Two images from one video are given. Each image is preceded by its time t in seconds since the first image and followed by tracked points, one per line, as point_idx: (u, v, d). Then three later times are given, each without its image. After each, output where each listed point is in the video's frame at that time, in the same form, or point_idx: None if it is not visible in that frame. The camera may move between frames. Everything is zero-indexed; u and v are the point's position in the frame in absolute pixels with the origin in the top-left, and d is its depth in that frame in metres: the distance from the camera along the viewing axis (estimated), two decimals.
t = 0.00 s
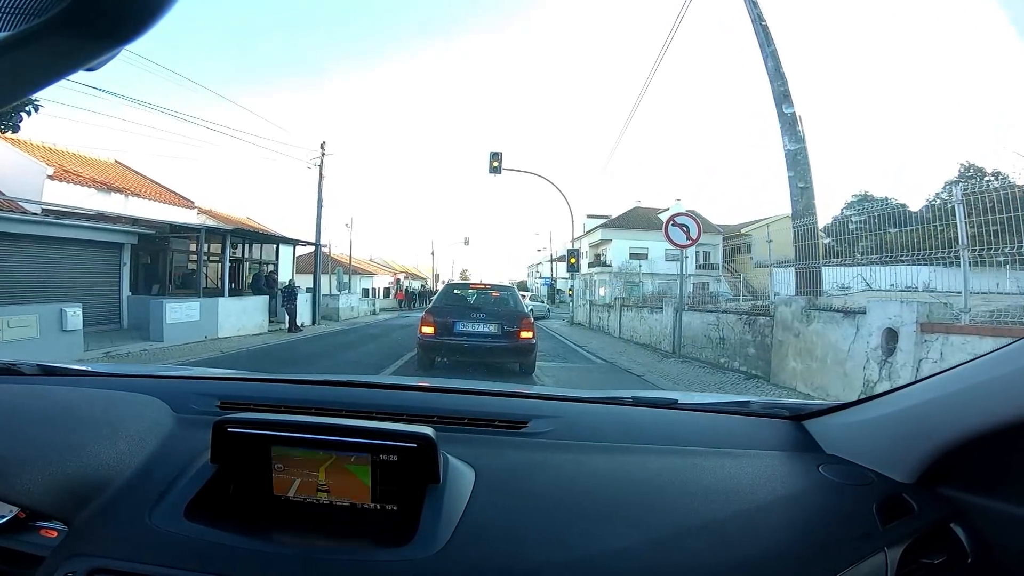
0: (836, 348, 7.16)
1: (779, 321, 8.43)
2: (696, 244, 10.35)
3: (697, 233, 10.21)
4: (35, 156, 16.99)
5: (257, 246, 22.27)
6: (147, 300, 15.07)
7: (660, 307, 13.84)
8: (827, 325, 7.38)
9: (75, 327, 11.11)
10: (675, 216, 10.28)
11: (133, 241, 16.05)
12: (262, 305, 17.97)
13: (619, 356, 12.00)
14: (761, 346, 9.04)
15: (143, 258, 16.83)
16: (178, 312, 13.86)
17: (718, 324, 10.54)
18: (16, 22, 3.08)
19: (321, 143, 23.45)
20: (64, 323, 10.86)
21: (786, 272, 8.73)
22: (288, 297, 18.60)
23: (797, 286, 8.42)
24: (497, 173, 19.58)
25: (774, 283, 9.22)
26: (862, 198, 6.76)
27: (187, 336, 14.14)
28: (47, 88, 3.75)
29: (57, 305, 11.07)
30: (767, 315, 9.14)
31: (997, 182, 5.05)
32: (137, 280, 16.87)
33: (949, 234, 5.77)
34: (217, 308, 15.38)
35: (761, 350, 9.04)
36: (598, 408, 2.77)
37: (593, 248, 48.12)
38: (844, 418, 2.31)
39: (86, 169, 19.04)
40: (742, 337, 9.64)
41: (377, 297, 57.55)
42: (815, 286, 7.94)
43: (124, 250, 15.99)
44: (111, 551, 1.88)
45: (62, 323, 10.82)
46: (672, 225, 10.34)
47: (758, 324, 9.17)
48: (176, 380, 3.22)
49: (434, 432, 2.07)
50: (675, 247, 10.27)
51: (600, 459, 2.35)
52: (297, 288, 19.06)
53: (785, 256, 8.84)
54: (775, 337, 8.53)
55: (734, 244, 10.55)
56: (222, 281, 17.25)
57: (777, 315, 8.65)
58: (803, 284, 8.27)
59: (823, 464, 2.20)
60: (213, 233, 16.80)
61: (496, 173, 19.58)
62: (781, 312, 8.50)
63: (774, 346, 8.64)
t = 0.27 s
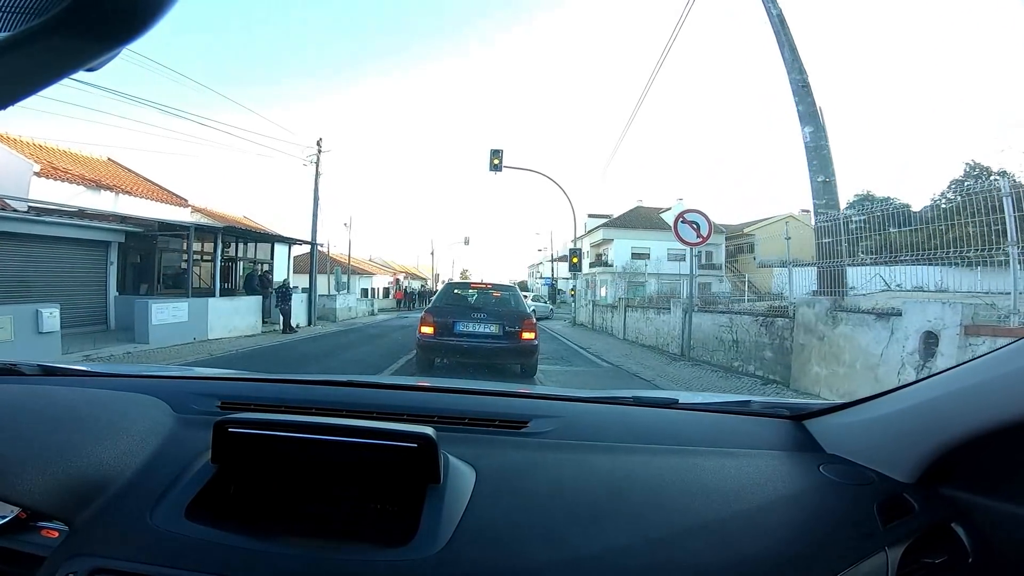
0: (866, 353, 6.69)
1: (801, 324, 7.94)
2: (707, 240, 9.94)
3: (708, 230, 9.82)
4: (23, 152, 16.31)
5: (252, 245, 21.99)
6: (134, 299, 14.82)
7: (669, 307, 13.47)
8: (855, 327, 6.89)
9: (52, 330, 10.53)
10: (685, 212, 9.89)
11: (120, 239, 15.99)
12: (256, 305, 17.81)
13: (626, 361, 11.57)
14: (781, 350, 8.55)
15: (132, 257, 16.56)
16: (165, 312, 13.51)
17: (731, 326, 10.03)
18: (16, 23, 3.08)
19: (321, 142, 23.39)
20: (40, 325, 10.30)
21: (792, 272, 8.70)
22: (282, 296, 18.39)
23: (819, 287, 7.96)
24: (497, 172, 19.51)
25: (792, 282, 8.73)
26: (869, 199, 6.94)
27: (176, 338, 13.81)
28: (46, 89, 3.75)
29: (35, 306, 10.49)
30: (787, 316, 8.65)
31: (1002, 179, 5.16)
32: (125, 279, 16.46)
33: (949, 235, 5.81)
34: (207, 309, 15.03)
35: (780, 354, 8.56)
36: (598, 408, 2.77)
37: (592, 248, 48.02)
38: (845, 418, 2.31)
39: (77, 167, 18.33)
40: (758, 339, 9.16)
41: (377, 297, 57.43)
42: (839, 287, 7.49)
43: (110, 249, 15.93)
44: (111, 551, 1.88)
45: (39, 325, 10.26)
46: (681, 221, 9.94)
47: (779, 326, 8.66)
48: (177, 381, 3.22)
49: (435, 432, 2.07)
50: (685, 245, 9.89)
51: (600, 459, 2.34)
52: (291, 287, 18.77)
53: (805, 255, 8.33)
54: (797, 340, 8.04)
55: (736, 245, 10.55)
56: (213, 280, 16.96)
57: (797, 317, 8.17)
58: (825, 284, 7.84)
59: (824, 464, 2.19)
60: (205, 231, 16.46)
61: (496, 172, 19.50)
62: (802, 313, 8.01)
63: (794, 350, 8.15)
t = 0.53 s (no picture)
0: (891, 357, 6.41)
1: (819, 326, 7.62)
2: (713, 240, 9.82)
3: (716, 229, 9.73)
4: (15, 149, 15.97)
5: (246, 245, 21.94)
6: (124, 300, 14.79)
7: (675, 308, 13.34)
8: (878, 330, 6.60)
9: (34, 331, 10.49)
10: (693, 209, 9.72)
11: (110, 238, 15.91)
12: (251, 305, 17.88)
13: (631, 364, 11.35)
14: (796, 353, 8.22)
15: (122, 256, 16.50)
16: (154, 313, 13.41)
17: (743, 328, 9.75)
18: (17, 22, 3.11)
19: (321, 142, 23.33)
20: (22, 325, 10.24)
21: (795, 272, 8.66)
22: (278, 296, 18.25)
23: (838, 287, 7.63)
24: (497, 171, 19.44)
25: (809, 282, 8.36)
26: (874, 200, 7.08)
27: (165, 338, 13.71)
28: (44, 89, 3.75)
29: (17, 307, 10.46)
30: (802, 318, 8.33)
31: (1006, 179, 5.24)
32: (116, 279, 16.39)
33: (948, 236, 5.88)
34: (199, 309, 14.96)
35: (794, 357, 8.25)
36: (598, 408, 2.77)
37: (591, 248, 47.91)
38: (845, 418, 2.30)
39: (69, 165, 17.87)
40: (771, 341, 8.85)
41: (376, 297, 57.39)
42: (860, 287, 7.17)
43: (101, 248, 15.82)
44: (112, 551, 1.88)
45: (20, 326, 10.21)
46: (688, 218, 9.73)
47: (795, 327, 8.32)
48: (176, 381, 3.22)
49: (435, 432, 2.07)
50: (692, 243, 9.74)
51: (600, 459, 2.34)
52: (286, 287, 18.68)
53: (824, 254, 7.92)
54: (813, 343, 7.72)
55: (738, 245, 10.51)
56: (206, 279, 16.83)
57: (814, 319, 7.85)
58: (844, 283, 7.52)
59: (824, 463, 2.19)
60: (196, 229, 16.42)
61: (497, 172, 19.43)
62: (820, 315, 7.69)
63: (810, 354, 7.83)
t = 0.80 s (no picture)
0: (907, 361, 6.12)
1: (830, 327, 7.31)
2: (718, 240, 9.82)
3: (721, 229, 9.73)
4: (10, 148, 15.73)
5: (243, 244, 21.89)
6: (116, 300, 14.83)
7: (678, 309, 13.34)
8: (894, 332, 6.31)
9: (22, 331, 10.44)
10: (699, 209, 9.70)
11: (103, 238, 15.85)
12: (247, 305, 17.89)
13: (634, 366, 11.21)
14: (806, 356, 7.99)
15: (116, 255, 16.51)
16: (147, 313, 13.36)
17: (749, 330, 9.65)
18: (16, 22, 3.07)
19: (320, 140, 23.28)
20: (10, 325, 10.20)
21: (797, 273, 8.64)
22: (275, 296, 18.20)
23: (853, 288, 7.32)
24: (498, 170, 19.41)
25: (821, 282, 8.08)
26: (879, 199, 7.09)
27: (158, 339, 13.65)
28: (42, 88, 3.73)
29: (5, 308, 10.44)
30: (813, 320, 8.11)
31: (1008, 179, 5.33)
32: (109, 278, 16.33)
33: (947, 236, 5.91)
34: (193, 309, 14.94)
35: (804, 360, 8.02)
36: (597, 408, 2.77)
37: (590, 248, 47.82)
38: (844, 418, 2.31)
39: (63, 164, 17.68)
40: (780, 344, 8.63)
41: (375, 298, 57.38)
42: (873, 287, 6.90)
43: (94, 246, 15.77)
44: (111, 551, 1.88)
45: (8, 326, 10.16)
46: (693, 218, 9.70)
47: (809, 330, 8.01)
48: (176, 380, 3.22)
49: (435, 432, 2.07)
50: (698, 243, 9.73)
51: (600, 459, 2.35)
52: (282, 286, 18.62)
53: (843, 254, 7.54)
54: (825, 345, 7.41)
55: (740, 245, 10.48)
56: (202, 279, 16.72)
57: (826, 321, 7.55)
58: (858, 284, 7.23)
59: (824, 464, 2.20)
60: (191, 229, 16.40)
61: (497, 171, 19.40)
62: (832, 316, 7.37)
63: (822, 357, 7.52)
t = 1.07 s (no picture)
0: (917, 362, 6.02)
1: (837, 328, 7.21)
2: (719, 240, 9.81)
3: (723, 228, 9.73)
4: (6, 148, 15.61)
5: (241, 244, 21.86)
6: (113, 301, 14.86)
7: (681, 309, 13.34)
8: (903, 333, 6.20)
9: (16, 331, 10.44)
10: (701, 209, 9.71)
11: (99, 238, 15.85)
12: (246, 306, 17.90)
13: (636, 367, 11.16)
14: (811, 357, 7.90)
15: (112, 255, 16.46)
16: (143, 313, 13.35)
17: (753, 331, 9.61)
18: (16, 22, 3.04)
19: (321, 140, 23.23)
20: (3, 326, 10.20)
21: (799, 274, 8.61)
22: (274, 296, 18.22)
23: (860, 287, 7.22)
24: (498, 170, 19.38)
25: (827, 282, 7.98)
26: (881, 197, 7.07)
27: (154, 340, 13.63)
28: (42, 88, 3.72)
29: None
30: (819, 320, 8.00)
31: (1010, 178, 5.42)
32: (105, 278, 16.31)
33: (947, 236, 5.93)
34: (190, 310, 14.95)
35: (809, 361, 7.94)
36: (597, 408, 2.77)
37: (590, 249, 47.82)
38: (843, 418, 2.31)
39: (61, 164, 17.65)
40: (785, 345, 8.58)
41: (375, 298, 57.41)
42: (879, 288, 6.83)
43: (91, 246, 15.80)
44: (111, 551, 1.88)
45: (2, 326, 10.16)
46: (696, 217, 9.70)
47: (813, 330, 7.94)
48: (176, 380, 3.22)
49: (435, 432, 2.07)
50: (701, 242, 9.71)
51: (600, 459, 2.35)
52: (280, 285, 18.62)
53: (848, 253, 7.44)
54: (832, 346, 7.30)
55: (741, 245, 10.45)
56: (200, 279, 16.68)
57: (833, 321, 7.44)
58: (864, 284, 7.15)
59: (824, 464, 2.20)
60: (191, 229, 16.36)
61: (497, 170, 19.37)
62: (839, 317, 7.27)
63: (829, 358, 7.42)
